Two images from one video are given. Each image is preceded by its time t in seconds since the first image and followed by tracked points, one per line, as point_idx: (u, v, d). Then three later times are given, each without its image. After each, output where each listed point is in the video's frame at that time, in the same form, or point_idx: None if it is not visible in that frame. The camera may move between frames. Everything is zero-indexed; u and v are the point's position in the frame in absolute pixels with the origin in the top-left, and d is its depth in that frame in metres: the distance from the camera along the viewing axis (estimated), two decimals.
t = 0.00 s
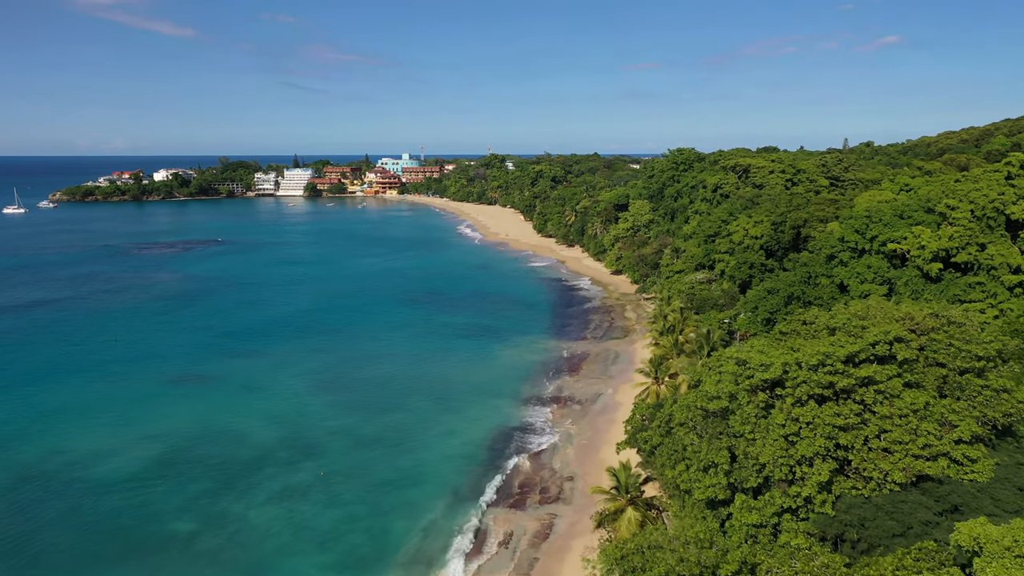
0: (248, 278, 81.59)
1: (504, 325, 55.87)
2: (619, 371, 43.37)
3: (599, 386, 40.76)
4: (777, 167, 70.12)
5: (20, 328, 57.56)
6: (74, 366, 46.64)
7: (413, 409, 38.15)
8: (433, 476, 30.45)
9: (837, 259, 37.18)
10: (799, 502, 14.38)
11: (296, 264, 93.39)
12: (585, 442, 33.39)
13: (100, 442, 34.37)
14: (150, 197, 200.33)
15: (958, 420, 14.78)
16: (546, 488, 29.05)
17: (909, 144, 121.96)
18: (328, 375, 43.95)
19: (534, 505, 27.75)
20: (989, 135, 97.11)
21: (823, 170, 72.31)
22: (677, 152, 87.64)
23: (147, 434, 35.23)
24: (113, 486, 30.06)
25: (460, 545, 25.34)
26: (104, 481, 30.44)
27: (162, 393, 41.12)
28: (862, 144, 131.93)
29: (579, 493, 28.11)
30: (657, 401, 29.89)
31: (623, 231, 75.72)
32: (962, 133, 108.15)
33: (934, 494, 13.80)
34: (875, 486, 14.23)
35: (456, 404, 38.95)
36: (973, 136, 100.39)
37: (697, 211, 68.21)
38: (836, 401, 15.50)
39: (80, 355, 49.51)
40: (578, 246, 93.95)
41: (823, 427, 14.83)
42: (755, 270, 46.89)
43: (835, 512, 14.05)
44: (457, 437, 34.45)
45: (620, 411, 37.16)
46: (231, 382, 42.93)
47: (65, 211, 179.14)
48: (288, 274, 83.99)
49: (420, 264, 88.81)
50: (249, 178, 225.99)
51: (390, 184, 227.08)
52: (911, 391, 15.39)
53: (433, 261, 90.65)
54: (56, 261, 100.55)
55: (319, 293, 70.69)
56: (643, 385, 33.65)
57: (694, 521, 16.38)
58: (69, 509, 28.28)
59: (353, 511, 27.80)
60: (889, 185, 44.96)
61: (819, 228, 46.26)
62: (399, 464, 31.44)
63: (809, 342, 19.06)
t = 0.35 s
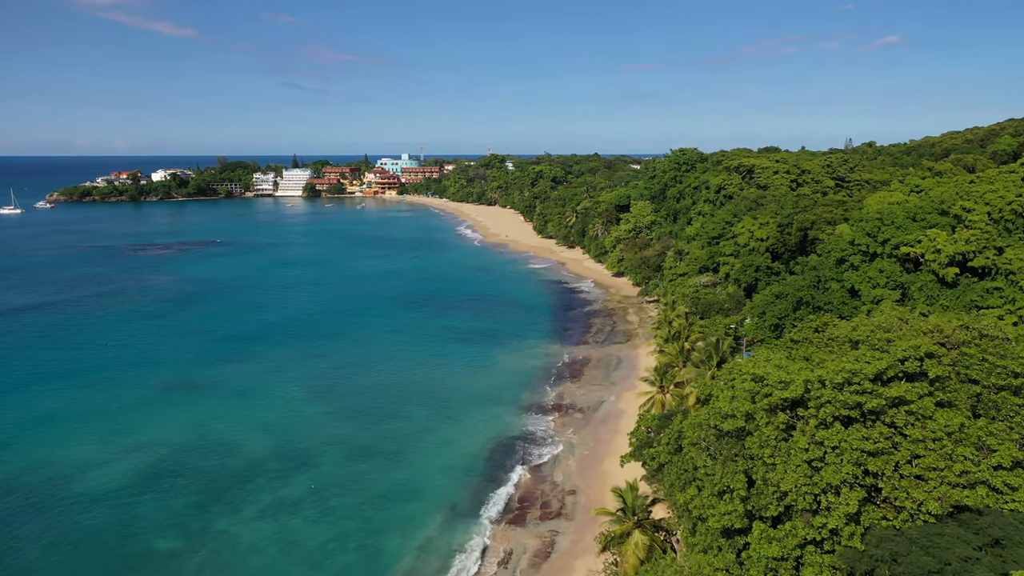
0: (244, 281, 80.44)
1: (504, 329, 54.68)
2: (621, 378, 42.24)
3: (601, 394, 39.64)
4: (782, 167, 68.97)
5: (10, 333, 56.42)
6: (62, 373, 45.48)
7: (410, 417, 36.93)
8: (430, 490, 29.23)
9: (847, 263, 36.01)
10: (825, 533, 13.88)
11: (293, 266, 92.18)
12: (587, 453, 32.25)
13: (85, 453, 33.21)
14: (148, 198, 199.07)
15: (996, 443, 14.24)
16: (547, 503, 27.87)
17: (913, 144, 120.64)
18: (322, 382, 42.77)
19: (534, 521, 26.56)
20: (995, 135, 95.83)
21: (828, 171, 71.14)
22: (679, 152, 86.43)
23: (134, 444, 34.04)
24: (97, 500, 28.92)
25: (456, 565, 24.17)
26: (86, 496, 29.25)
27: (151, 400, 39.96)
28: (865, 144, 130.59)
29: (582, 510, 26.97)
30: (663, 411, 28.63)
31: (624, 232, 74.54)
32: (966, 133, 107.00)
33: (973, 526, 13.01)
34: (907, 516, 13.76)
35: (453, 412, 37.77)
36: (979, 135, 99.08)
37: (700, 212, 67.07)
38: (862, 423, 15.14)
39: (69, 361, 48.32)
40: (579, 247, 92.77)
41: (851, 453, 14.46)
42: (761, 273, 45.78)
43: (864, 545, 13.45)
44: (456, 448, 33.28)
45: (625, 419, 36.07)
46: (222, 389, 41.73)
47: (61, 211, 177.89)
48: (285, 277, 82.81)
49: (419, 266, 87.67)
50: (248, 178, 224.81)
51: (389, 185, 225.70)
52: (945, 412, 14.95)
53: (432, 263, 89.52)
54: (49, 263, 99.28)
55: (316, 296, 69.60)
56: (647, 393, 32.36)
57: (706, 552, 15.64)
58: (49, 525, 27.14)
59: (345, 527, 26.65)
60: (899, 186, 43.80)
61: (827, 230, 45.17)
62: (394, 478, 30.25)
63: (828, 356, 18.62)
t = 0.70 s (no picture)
0: (240, 283, 79.33)
1: (504, 332, 53.50)
2: (625, 385, 41.13)
3: (603, 402, 38.54)
4: (786, 167, 67.83)
5: None
6: (50, 379, 44.33)
7: (406, 426, 35.79)
8: (426, 504, 28.11)
9: (858, 266, 34.87)
10: (857, 569, 13.45)
11: (289, 268, 91.07)
12: (589, 465, 31.18)
13: (68, 464, 32.09)
14: (146, 199, 197.88)
15: None
16: (548, 518, 26.85)
17: (916, 144, 119.51)
18: (317, 388, 41.68)
19: (534, 538, 25.49)
20: (1000, 135, 94.74)
21: (833, 171, 69.98)
22: (681, 152, 85.33)
23: (120, 455, 32.90)
24: (80, 514, 27.85)
25: None
26: (68, 510, 28.14)
27: (140, 408, 38.82)
28: (867, 145, 129.57)
29: (585, 528, 25.97)
30: (669, 422, 28.09)
31: (626, 234, 73.27)
32: (970, 134, 105.88)
33: (1015, 563, 12.51)
34: (944, 551, 13.25)
35: (451, 420, 36.68)
36: (984, 135, 97.93)
37: (703, 214, 65.96)
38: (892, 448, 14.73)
39: (58, 366, 47.20)
40: (579, 248, 91.66)
41: (882, 481, 14.03)
42: (767, 276, 44.68)
43: None
44: (453, 460, 32.13)
45: (630, 428, 35.00)
46: (214, 396, 40.59)
47: (58, 211, 176.69)
48: (281, 279, 81.66)
49: (417, 268, 86.55)
50: (247, 179, 223.79)
51: (388, 185, 224.48)
52: (982, 436, 14.47)
53: (431, 265, 88.31)
54: (43, 265, 98.10)
55: (312, 299, 68.39)
56: (651, 403, 31.25)
57: None
58: (27, 541, 26.02)
59: (337, 543, 25.55)
60: (909, 187, 42.81)
61: (834, 232, 44.13)
62: (388, 492, 29.15)
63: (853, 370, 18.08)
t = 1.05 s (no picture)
0: (235, 285, 78.07)
1: (504, 337, 52.27)
2: (628, 392, 39.87)
3: (606, 411, 37.28)
4: (790, 167, 66.51)
5: None
6: (36, 386, 43.11)
7: (402, 436, 34.66)
8: (422, 521, 27.01)
9: (871, 271, 33.61)
10: None
11: (286, 270, 89.85)
12: (593, 478, 29.94)
13: (51, 477, 30.92)
14: (143, 199, 196.45)
15: None
16: (550, 536, 25.72)
17: (921, 144, 118.11)
18: (310, 395, 40.52)
19: (535, 559, 24.35)
20: (1006, 135, 93.42)
21: (838, 172, 68.64)
22: (683, 152, 84.05)
23: (105, 467, 31.76)
24: (60, 531, 26.70)
25: None
26: (47, 527, 26.97)
27: (127, 416, 37.65)
28: (870, 146, 128.17)
29: (589, 547, 24.83)
30: (676, 434, 27.09)
31: (627, 235, 71.81)
32: (975, 134, 104.46)
33: None
34: None
35: (449, 429, 35.54)
36: (990, 135, 96.62)
37: (707, 215, 64.64)
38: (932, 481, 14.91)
39: (45, 372, 45.99)
40: (579, 250, 90.45)
41: (926, 521, 14.13)
42: (774, 279, 43.46)
43: None
44: (450, 474, 30.93)
45: (634, 438, 33.79)
46: (203, 404, 39.38)
47: (54, 211, 175.25)
48: (278, 281, 80.44)
49: (416, 269, 85.37)
50: (245, 180, 222.43)
51: (387, 185, 223.02)
52: None
53: (429, 267, 86.92)
54: (36, 266, 96.71)
55: (308, 302, 67.12)
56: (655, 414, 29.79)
57: None
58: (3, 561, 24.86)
59: (328, 564, 24.44)
60: (922, 189, 41.52)
61: (844, 235, 42.87)
62: (382, 509, 28.00)
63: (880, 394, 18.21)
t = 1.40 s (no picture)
0: (231, 288, 76.91)
1: (504, 341, 51.05)
2: (631, 400, 38.78)
3: (608, 420, 36.10)
4: (795, 167, 65.39)
5: None
6: (23, 392, 41.95)
7: (398, 446, 33.59)
8: (418, 538, 25.97)
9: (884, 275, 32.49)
10: None
11: (283, 271, 88.75)
12: (596, 490, 28.80)
13: (33, 489, 29.81)
14: (141, 199, 195.14)
15: None
16: (551, 554, 24.63)
17: (925, 144, 116.80)
18: (304, 403, 39.40)
19: None
20: (1013, 135, 92.12)
21: (844, 172, 67.52)
22: (686, 152, 82.83)
23: (90, 479, 30.65)
24: (40, 548, 25.60)
25: None
26: (28, 544, 25.82)
27: (115, 424, 36.55)
28: (873, 146, 126.90)
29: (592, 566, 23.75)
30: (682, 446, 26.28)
31: (630, 236, 70.57)
32: (979, 133, 103.44)
33: None
34: None
35: (447, 438, 34.46)
36: (996, 135, 95.35)
37: (710, 216, 63.52)
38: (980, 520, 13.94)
39: (33, 378, 44.86)
40: (580, 251, 89.26)
41: (977, 566, 13.07)
42: (780, 283, 42.66)
43: None
44: (447, 486, 29.82)
45: (639, 448, 32.60)
46: (194, 411, 38.19)
47: (51, 212, 174.01)
48: (274, 283, 79.29)
49: (415, 271, 84.31)
50: (244, 180, 221.18)
51: (386, 186, 221.65)
52: None
53: (428, 269, 85.76)
54: (30, 268, 95.46)
55: (304, 305, 65.91)
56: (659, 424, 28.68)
57: None
58: None
59: None
60: (933, 189, 40.39)
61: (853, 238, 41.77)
62: (376, 524, 26.92)
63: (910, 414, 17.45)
